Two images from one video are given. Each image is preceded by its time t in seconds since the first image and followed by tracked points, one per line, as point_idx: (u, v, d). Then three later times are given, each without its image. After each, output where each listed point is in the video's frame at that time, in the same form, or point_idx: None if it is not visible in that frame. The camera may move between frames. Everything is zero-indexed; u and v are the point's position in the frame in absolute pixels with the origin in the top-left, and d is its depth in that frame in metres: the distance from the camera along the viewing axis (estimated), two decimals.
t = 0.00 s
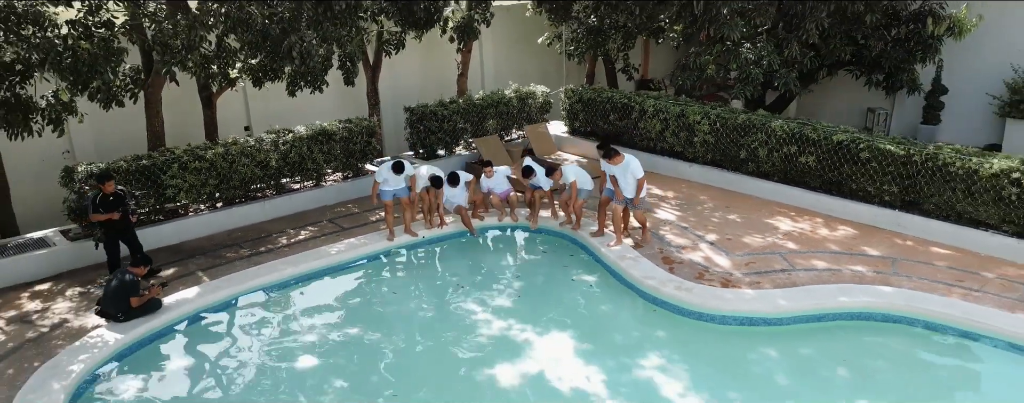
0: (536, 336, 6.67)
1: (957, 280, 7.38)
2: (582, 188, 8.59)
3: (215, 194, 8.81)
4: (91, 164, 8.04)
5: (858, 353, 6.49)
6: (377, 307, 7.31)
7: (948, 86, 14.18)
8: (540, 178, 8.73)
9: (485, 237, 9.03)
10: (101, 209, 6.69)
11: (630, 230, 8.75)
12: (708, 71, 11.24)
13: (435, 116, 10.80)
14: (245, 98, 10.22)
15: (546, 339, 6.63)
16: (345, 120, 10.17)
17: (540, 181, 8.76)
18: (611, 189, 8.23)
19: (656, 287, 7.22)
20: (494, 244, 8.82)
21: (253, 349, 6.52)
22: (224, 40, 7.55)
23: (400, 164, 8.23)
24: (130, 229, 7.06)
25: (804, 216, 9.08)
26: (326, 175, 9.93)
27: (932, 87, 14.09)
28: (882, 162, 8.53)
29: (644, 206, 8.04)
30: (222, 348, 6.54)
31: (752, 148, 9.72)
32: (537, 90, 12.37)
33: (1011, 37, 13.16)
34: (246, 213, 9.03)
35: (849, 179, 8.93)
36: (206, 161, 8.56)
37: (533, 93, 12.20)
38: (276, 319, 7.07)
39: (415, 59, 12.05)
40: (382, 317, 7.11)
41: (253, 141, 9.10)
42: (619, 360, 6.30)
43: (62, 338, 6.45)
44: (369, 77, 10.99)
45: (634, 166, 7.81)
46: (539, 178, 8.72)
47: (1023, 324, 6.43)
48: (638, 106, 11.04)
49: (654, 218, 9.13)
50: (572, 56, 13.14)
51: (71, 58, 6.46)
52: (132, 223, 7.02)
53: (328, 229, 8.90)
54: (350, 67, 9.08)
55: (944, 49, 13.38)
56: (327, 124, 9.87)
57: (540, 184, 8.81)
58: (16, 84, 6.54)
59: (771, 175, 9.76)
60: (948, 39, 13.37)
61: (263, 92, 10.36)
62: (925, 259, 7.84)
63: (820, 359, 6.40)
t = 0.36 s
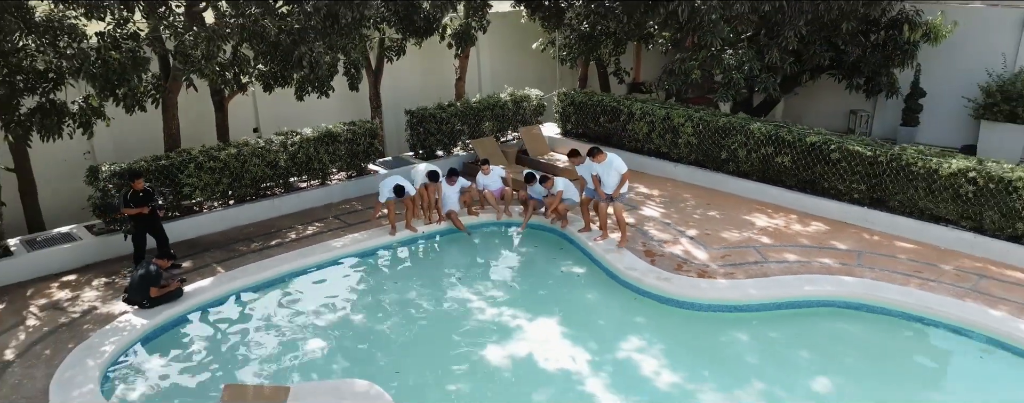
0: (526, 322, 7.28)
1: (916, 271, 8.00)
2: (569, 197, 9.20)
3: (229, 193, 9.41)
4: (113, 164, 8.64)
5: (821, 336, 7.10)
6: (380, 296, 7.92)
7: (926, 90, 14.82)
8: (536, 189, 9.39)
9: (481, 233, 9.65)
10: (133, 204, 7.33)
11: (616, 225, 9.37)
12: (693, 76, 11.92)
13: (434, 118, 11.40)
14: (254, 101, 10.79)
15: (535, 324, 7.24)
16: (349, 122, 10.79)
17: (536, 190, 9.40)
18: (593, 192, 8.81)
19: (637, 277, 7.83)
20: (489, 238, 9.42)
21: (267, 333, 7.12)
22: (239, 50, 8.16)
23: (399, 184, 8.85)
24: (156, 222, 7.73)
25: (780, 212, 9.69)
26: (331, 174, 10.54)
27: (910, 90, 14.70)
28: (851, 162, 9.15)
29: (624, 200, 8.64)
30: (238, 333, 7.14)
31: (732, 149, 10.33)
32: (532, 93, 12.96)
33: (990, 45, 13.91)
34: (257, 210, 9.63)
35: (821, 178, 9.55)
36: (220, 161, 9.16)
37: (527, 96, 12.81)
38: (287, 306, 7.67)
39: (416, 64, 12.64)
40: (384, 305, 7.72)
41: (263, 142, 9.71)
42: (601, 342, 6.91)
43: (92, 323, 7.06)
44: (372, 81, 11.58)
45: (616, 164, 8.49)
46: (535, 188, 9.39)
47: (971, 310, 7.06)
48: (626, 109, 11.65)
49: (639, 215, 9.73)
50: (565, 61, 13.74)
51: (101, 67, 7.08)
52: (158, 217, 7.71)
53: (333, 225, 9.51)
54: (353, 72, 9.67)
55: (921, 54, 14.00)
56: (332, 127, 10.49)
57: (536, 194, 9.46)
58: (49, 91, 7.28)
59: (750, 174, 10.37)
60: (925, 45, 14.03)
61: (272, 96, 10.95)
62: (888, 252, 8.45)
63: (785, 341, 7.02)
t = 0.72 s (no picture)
0: (516, 312, 7.87)
1: (878, 265, 8.62)
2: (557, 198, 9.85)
3: (237, 193, 10.01)
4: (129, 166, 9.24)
5: (787, 325, 7.71)
6: (380, 289, 8.52)
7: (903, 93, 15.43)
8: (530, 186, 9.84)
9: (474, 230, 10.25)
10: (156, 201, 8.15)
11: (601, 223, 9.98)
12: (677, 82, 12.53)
13: (430, 122, 12.00)
14: (260, 107, 11.36)
15: (523, 313, 7.85)
16: (351, 126, 11.40)
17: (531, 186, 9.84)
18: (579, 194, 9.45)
19: (619, 271, 8.44)
20: (482, 235, 10.03)
21: (276, 322, 7.71)
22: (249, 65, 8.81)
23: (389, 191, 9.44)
24: (177, 220, 8.44)
25: (756, 210, 10.30)
26: (333, 175, 11.14)
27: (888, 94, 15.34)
28: (821, 164, 9.77)
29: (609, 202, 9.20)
30: (249, 322, 7.74)
31: (712, 151, 10.94)
32: (524, 98, 13.57)
33: (964, 50, 14.55)
34: (264, 209, 10.23)
35: (795, 179, 10.17)
36: (229, 163, 9.76)
37: (520, 101, 13.42)
38: (293, 298, 8.27)
39: (413, 69, 13.23)
40: (384, 297, 8.32)
41: (269, 145, 10.32)
42: (584, 330, 7.51)
43: (114, 313, 7.65)
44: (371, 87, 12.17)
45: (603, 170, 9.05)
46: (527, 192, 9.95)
47: (924, 301, 7.68)
48: (613, 113, 12.28)
49: (624, 213, 10.35)
50: (557, 67, 14.34)
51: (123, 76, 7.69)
52: (179, 215, 8.40)
53: (335, 223, 10.11)
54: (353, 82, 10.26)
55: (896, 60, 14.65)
56: (334, 130, 11.09)
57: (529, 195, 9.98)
58: (72, 99, 7.90)
59: (729, 175, 10.98)
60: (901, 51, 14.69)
61: (277, 101, 11.53)
62: (854, 248, 9.06)
63: (753, 330, 7.63)
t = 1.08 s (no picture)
0: (506, 304, 8.54)
1: (843, 261, 9.29)
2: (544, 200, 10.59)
3: (247, 193, 10.66)
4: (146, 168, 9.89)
5: (756, 316, 8.37)
6: (381, 283, 9.17)
7: (881, 98, 16.11)
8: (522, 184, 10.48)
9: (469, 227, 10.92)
10: (178, 200, 8.82)
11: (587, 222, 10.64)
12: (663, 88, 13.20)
13: (428, 126, 12.66)
14: (267, 112, 11.98)
15: (513, 305, 8.52)
16: (353, 131, 12.06)
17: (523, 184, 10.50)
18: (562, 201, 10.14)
19: (602, 266, 9.11)
20: (476, 233, 10.69)
21: (285, 313, 8.38)
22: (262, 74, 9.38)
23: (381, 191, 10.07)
24: (197, 218, 9.09)
25: (733, 210, 10.97)
26: (336, 177, 11.79)
27: (866, 99, 16.03)
28: (794, 166, 10.46)
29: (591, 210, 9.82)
30: (260, 313, 8.40)
31: (694, 154, 11.62)
32: (517, 103, 14.24)
33: (938, 57, 15.22)
34: (271, 208, 10.87)
35: (769, 180, 10.85)
36: (239, 166, 10.42)
37: (513, 106, 14.09)
38: (300, 292, 8.93)
39: (411, 75, 13.89)
40: (385, 290, 8.98)
41: (276, 149, 10.97)
42: (568, 320, 8.18)
43: (135, 305, 8.29)
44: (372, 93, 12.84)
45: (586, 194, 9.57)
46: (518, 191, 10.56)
47: (881, 293, 8.36)
48: (601, 118, 12.96)
49: (609, 212, 11.01)
50: (549, 73, 15.01)
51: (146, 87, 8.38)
52: (199, 213, 9.06)
53: (339, 222, 10.77)
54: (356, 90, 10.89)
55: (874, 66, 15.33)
56: (337, 135, 11.76)
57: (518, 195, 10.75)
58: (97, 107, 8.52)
59: (709, 176, 11.65)
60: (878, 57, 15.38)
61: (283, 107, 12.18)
62: (822, 245, 9.73)
63: (724, 319, 8.30)
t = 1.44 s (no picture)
0: (502, 299, 9.20)
1: (818, 258, 9.95)
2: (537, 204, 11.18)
3: (259, 195, 11.32)
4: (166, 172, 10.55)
5: (733, 309, 9.04)
6: (386, 280, 9.84)
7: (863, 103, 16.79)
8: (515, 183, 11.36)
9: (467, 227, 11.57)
10: (199, 201, 9.56)
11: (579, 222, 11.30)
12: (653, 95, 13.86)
13: (429, 131, 13.32)
14: (277, 119, 12.64)
15: (509, 299, 9.19)
16: (358, 136, 12.72)
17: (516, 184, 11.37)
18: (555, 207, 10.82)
19: (592, 263, 9.78)
20: (474, 232, 11.37)
21: (297, 307, 9.06)
22: (274, 85, 10.01)
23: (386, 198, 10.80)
24: (216, 218, 9.83)
25: (717, 211, 11.64)
26: (342, 180, 12.45)
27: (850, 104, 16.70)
28: (773, 170, 11.14)
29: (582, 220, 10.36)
30: (274, 306, 9.07)
31: (681, 158, 12.28)
32: (514, 109, 14.90)
33: (918, 64, 15.90)
34: (281, 210, 11.52)
35: (751, 183, 11.52)
36: (252, 169, 11.09)
37: (510, 111, 14.74)
38: (311, 287, 9.60)
39: (413, 83, 14.55)
40: (390, 286, 9.65)
41: (286, 153, 11.64)
42: (559, 313, 8.84)
43: (158, 299, 8.95)
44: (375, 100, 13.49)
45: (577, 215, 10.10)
46: (511, 191, 11.43)
47: (849, 288, 9.03)
48: (594, 124, 13.62)
49: (600, 213, 11.67)
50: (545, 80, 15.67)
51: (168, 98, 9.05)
52: (218, 214, 9.79)
53: (345, 223, 11.43)
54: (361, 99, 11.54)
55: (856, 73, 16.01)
56: (344, 140, 12.42)
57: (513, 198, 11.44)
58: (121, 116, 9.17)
59: (695, 179, 12.31)
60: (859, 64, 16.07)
61: (291, 114, 12.83)
62: (799, 244, 10.39)
63: (704, 312, 8.97)
